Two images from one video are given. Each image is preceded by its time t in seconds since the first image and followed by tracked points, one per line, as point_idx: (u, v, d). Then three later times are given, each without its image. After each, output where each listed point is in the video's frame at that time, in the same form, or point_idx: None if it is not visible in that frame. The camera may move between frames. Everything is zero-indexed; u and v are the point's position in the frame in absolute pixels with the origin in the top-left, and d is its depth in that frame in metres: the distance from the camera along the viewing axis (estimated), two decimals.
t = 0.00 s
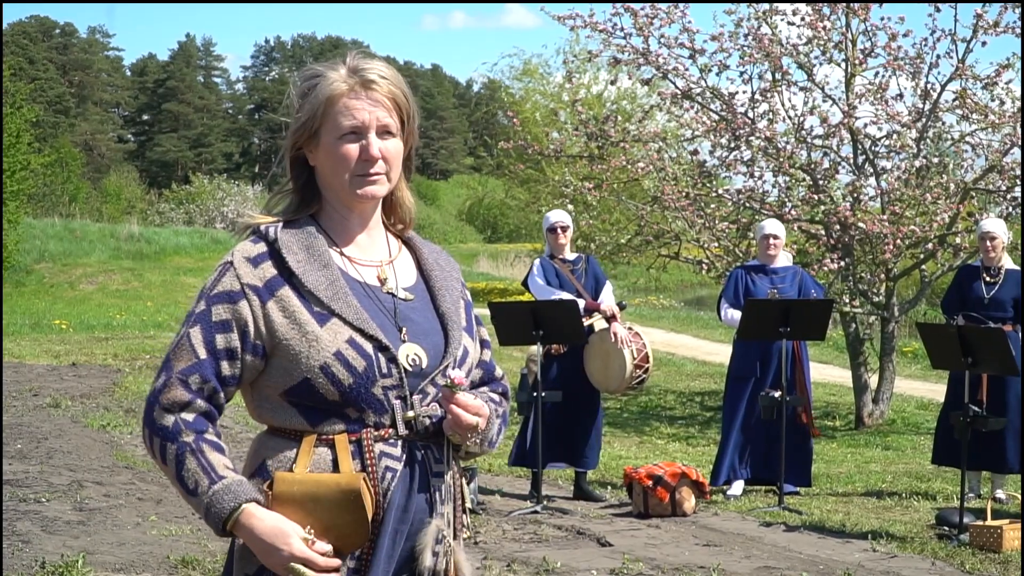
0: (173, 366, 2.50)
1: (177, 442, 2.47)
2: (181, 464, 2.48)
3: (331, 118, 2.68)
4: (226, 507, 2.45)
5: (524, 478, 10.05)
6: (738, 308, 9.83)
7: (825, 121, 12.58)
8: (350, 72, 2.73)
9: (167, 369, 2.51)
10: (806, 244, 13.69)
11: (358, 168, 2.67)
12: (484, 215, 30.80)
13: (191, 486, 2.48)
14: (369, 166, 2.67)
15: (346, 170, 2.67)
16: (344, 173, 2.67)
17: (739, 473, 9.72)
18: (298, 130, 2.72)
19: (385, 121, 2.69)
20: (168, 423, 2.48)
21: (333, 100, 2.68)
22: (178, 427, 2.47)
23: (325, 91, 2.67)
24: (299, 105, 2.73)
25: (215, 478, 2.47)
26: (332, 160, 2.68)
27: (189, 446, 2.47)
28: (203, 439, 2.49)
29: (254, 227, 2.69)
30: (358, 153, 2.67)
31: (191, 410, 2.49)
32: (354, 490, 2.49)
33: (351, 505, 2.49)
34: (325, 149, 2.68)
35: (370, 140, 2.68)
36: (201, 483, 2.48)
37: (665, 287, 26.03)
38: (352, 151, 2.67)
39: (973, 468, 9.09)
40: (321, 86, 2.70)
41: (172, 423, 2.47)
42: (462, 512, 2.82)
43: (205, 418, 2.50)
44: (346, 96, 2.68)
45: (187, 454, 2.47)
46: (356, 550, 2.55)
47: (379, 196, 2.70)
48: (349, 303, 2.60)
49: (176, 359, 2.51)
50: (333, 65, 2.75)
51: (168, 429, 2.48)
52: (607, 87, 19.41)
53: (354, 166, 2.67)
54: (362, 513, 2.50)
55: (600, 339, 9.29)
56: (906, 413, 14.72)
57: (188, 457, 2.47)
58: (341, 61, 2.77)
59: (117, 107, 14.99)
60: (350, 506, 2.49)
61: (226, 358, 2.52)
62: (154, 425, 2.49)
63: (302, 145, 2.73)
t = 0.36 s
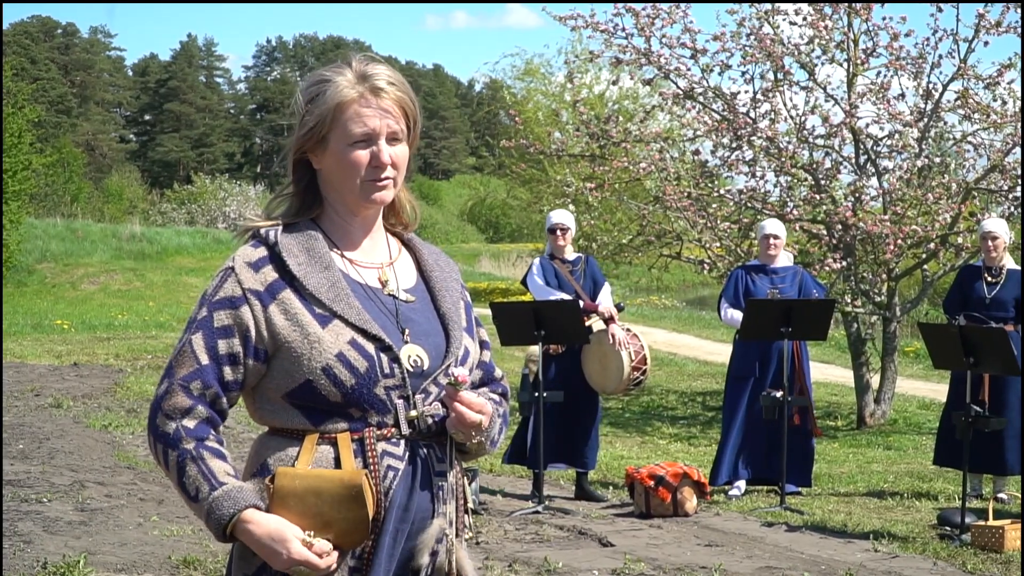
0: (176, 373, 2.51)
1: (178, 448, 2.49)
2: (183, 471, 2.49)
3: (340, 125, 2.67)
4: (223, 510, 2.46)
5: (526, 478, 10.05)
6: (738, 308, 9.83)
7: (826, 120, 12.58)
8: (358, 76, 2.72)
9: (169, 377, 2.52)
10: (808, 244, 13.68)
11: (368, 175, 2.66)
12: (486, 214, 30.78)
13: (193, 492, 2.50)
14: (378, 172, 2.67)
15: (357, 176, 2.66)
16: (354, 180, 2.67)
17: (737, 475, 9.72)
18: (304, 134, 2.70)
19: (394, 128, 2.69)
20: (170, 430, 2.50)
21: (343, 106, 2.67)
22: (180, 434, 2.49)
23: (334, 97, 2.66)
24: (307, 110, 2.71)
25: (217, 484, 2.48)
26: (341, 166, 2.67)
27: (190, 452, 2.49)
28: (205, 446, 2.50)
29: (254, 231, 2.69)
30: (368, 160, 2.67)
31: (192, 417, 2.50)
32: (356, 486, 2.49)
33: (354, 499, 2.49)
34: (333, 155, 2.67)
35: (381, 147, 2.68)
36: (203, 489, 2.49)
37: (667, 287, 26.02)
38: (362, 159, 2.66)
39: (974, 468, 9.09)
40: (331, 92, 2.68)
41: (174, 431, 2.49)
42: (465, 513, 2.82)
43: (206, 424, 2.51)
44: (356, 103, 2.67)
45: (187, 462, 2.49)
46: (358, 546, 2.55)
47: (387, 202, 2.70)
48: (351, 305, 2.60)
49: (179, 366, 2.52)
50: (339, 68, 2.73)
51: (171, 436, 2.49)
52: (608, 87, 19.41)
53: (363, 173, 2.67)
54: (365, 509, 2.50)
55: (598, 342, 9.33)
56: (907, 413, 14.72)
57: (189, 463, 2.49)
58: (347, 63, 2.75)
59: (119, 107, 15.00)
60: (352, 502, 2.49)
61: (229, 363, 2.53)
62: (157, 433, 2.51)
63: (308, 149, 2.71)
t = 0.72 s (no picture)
0: (166, 367, 2.50)
1: (171, 433, 2.48)
2: (177, 454, 2.49)
3: (348, 118, 2.66)
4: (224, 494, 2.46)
5: (527, 478, 10.05)
6: (739, 308, 9.83)
7: (828, 120, 12.57)
8: (364, 73, 2.72)
9: (159, 370, 2.51)
10: (809, 244, 13.68)
11: (374, 169, 2.66)
12: (488, 214, 30.74)
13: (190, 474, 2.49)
14: (383, 166, 2.67)
15: (363, 170, 2.66)
16: (360, 174, 2.66)
17: (737, 474, 9.71)
18: (309, 129, 2.68)
19: (401, 123, 2.69)
20: (158, 418, 2.49)
21: (351, 100, 2.67)
22: (171, 420, 2.48)
23: (342, 92, 2.65)
24: (311, 103, 2.70)
25: (213, 461, 2.48)
26: (347, 160, 2.67)
27: (182, 436, 2.48)
28: (197, 430, 2.49)
29: (252, 231, 2.68)
30: (376, 154, 2.67)
31: (182, 403, 2.49)
32: (359, 478, 2.48)
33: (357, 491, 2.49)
34: (339, 149, 2.66)
35: (387, 141, 2.68)
36: (203, 468, 2.48)
37: (669, 287, 26.03)
38: (369, 152, 2.66)
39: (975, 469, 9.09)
40: (338, 86, 2.68)
41: (165, 417, 2.48)
42: (465, 511, 2.83)
43: (198, 409, 2.50)
44: (363, 98, 2.67)
45: (177, 444, 2.48)
46: (359, 545, 2.54)
47: (390, 198, 2.70)
48: (351, 306, 2.60)
49: (170, 361, 2.51)
50: (345, 64, 2.73)
51: (161, 424, 2.49)
52: (610, 87, 19.40)
53: (370, 167, 2.67)
54: (367, 500, 2.49)
55: (598, 342, 9.30)
56: (909, 413, 14.72)
57: (184, 446, 2.48)
58: (352, 60, 2.75)
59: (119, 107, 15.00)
60: (354, 493, 2.48)
61: (220, 361, 2.51)
62: (148, 422, 2.50)
63: (312, 143, 2.70)
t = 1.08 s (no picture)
0: (160, 365, 2.52)
1: (168, 427, 2.49)
2: (176, 447, 2.50)
3: (353, 117, 2.66)
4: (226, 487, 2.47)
5: (528, 478, 10.05)
6: (741, 307, 9.83)
7: (829, 120, 12.56)
8: (369, 72, 2.72)
9: (154, 369, 2.53)
10: (811, 244, 13.68)
11: (378, 169, 2.66)
12: (490, 214, 30.72)
13: (191, 465, 2.50)
14: (386, 166, 2.67)
15: (368, 169, 2.66)
16: (363, 174, 2.66)
17: (742, 474, 9.70)
18: (313, 126, 2.68)
19: (406, 124, 2.70)
20: (153, 415, 2.51)
21: (357, 99, 2.67)
22: (168, 414, 2.49)
23: (348, 91, 2.66)
24: (315, 102, 2.70)
25: (212, 451, 2.49)
26: (351, 159, 2.66)
27: (180, 429, 2.49)
28: (195, 421, 2.50)
29: (249, 231, 2.68)
30: (381, 153, 2.66)
31: (177, 398, 2.50)
32: (361, 477, 2.47)
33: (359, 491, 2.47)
34: (344, 148, 2.66)
35: (392, 141, 2.68)
36: (204, 458, 2.49)
37: (670, 286, 26.01)
38: (373, 151, 2.66)
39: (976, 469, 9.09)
40: (343, 85, 2.68)
41: (162, 413, 2.49)
42: (465, 512, 2.82)
43: (194, 402, 2.51)
44: (369, 98, 2.67)
45: (174, 438, 2.49)
46: (359, 546, 2.53)
47: (390, 199, 2.70)
48: (348, 306, 2.60)
49: (165, 360, 2.53)
50: (350, 63, 2.73)
51: (157, 419, 2.50)
52: (611, 86, 19.40)
53: (374, 167, 2.66)
54: (369, 500, 2.48)
55: (601, 342, 9.29)
56: (911, 413, 14.72)
57: (183, 438, 2.49)
58: (357, 60, 2.75)
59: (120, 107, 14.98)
60: (357, 493, 2.47)
61: (216, 360, 2.53)
62: (145, 419, 2.52)
63: (315, 141, 2.70)
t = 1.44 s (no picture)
0: (161, 382, 2.52)
1: (174, 440, 2.49)
2: (184, 459, 2.50)
3: (371, 127, 2.65)
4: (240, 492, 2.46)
5: (530, 479, 10.06)
6: (743, 308, 9.83)
7: (830, 121, 12.56)
8: (388, 82, 2.71)
9: (155, 386, 2.53)
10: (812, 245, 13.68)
11: (387, 181, 2.67)
12: (491, 214, 30.71)
13: (199, 474, 2.50)
14: (396, 179, 2.68)
15: (379, 181, 2.66)
16: (374, 185, 2.66)
17: (748, 477, 9.72)
18: (330, 130, 2.65)
19: (417, 137, 2.71)
20: (158, 429, 2.51)
21: (377, 110, 2.66)
22: (173, 427, 2.49)
23: (368, 101, 2.65)
24: (333, 105, 2.67)
25: (223, 456, 2.49)
26: (364, 170, 2.66)
27: (186, 440, 2.49)
28: (200, 431, 2.50)
29: (245, 241, 2.67)
30: (393, 166, 2.67)
31: (181, 410, 2.50)
32: (358, 484, 2.47)
33: (352, 499, 2.47)
34: (359, 158, 2.65)
35: (403, 154, 2.69)
36: (213, 467, 2.48)
37: (671, 286, 26.02)
38: (386, 164, 2.66)
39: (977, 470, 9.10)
40: (363, 93, 2.66)
41: (167, 426, 2.49)
42: (467, 513, 2.83)
43: (198, 413, 2.51)
44: (389, 110, 2.66)
45: (181, 449, 2.49)
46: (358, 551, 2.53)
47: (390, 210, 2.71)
48: (342, 312, 2.60)
49: (165, 376, 2.53)
50: (369, 70, 2.71)
51: (162, 434, 2.51)
52: (612, 87, 19.40)
53: (384, 179, 2.67)
54: (366, 506, 2.48)
55: (605, 342, 9.35)
56: (912, 414, 14.73)
57: (190, 448, 2.49)
58: (375, 66, 2.74)
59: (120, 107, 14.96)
60: (352, 500, 2.47)
61: (215, 372, 2.53)
62: (152, 436, 2.52)
63: (326, 145, 2.67)
